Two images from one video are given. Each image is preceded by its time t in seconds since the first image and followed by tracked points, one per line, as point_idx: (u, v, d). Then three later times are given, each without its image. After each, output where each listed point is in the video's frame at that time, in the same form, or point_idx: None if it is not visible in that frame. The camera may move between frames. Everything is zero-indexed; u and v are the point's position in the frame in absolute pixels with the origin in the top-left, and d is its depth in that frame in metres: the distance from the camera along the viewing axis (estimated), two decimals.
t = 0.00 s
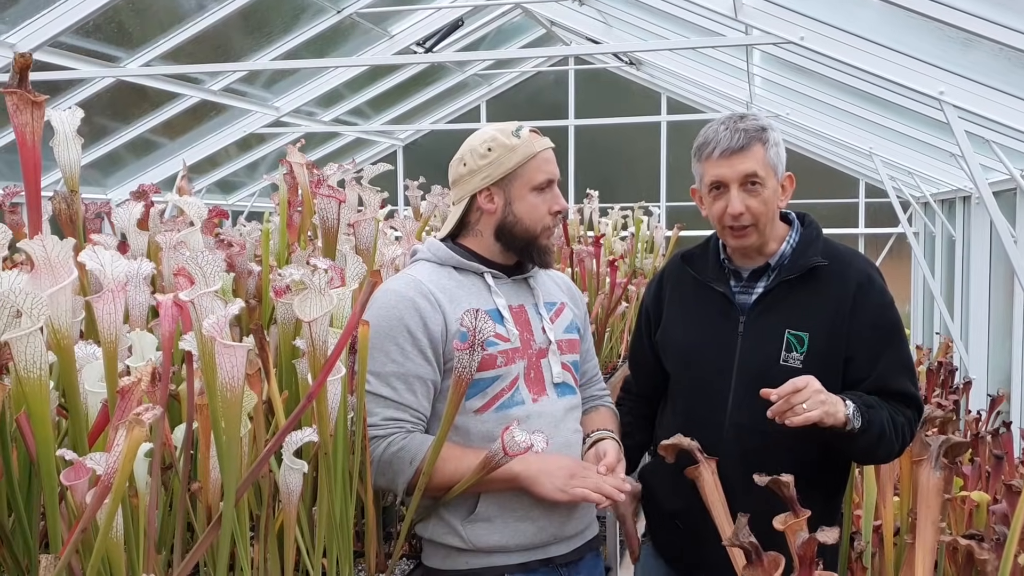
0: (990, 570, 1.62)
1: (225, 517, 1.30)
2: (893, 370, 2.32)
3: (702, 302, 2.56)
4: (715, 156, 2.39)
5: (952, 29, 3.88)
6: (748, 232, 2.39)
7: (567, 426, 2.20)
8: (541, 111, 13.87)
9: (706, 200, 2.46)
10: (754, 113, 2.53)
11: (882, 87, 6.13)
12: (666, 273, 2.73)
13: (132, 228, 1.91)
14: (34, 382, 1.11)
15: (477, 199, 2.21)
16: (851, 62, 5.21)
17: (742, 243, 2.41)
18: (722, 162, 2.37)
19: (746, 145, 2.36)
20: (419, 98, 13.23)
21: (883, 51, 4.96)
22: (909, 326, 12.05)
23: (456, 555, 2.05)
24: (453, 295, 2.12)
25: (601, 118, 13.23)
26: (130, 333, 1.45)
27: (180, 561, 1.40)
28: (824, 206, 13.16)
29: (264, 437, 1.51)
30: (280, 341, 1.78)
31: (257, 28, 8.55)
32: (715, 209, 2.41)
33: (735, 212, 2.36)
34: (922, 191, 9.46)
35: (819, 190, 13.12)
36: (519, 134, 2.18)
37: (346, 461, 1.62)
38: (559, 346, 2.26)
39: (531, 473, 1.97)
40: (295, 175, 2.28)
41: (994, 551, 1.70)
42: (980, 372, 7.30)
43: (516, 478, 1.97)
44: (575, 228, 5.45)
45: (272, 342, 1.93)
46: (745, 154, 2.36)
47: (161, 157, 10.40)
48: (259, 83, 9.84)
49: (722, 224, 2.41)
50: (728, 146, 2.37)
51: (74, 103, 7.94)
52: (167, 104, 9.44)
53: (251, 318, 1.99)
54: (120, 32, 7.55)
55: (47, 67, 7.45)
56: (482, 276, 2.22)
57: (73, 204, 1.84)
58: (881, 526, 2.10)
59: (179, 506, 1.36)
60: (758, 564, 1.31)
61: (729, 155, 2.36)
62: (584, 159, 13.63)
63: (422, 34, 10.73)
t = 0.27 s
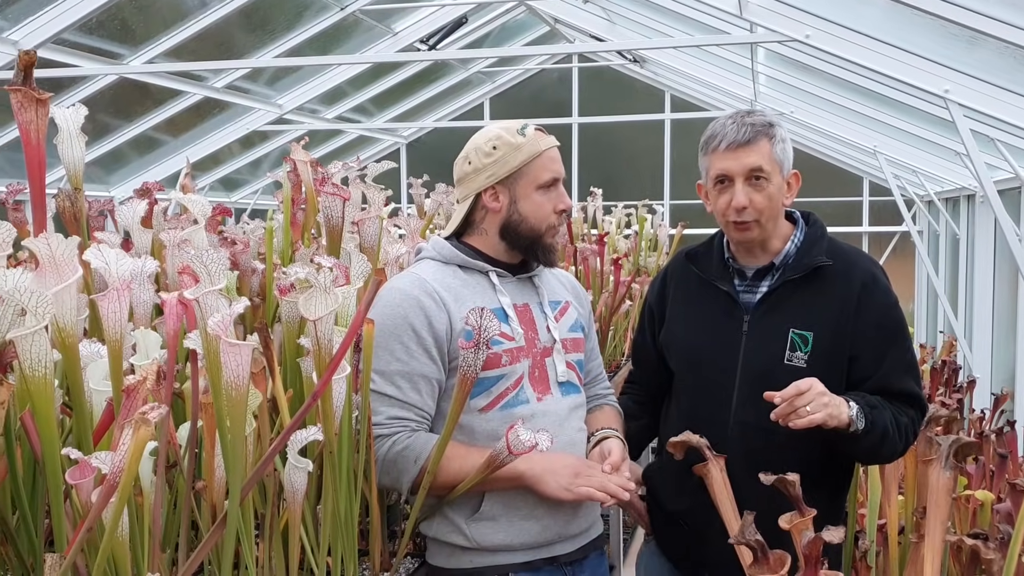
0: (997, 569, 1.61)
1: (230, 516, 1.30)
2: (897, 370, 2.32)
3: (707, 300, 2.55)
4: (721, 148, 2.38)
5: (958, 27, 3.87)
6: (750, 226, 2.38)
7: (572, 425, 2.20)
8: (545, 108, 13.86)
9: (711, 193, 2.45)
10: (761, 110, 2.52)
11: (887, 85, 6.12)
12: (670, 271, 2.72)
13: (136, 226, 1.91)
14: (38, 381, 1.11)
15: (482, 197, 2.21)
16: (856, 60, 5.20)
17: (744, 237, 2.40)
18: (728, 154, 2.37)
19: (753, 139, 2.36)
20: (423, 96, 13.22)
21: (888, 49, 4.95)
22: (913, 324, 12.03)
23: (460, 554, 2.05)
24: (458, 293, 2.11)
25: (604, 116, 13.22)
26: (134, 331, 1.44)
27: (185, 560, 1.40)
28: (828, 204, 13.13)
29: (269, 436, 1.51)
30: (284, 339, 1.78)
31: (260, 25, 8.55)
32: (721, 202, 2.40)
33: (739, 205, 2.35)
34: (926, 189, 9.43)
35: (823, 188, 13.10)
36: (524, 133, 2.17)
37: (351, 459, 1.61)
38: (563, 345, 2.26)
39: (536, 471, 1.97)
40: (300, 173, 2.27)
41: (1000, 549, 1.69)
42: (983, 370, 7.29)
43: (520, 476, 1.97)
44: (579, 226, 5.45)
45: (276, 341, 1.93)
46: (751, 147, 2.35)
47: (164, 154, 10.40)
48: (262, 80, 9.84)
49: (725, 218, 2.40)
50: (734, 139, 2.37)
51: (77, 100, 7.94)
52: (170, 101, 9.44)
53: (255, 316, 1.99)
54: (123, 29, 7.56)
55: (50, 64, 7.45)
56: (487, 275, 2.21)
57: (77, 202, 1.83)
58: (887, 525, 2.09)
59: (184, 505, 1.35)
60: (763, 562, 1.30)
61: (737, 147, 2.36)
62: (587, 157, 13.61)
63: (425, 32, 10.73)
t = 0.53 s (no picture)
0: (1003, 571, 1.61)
1: (235, 516, 1.30)
2: (901, 371, 2.31)
3: (711, 300, 2.54)
4: (727, 146, 2.38)
5: (964, 26, 3.86)
6: (754, 224, 2.38)
7: (576, 425, 2.19)
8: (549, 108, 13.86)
9: (716, 190, 2.44)
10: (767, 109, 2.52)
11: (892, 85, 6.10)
12: (673, 270, 2.72)
13: (142, 226, 1.91)
14: (45, 380, 1.11)
15: (487, 197, 2.20)
16: (861, 60, 5.19)
17: (747, 235, 2.39)
18: (733, 152, 2.36)
19: (759, 137, 2.35)
20: (427, 96, 13.23)
21: (893, 48, 4.94)
22: (918, 324, 12.01)
23: (465, 554, 2.04)
24: (463, 294, 2.11)
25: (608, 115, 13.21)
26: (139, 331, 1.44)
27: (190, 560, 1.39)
28: (833, 204, 13.11)
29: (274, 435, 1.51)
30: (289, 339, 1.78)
31: (265, 25, 8.56)
32: (725, 199, 2.40)
33: (743, 203, 2.35)
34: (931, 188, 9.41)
35: (828, 188, 13.07)
36: (529, 133, 2.17)
37: (355, 459, 1.61)
38: (568, 345, 2.26)
39: (541, 472, 1.97)
40: (304, 173, 2.28)
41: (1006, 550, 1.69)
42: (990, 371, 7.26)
43: (525, 477, 1.97)
44: (583, 225, 5.44)
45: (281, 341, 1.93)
46: (757, 145, 2.35)
47: (169, 154, 10.42)
48: (266, 80, 9.85)
49: (729, 215, 2.40)
50: (740, 136, 2.36)
51: (82, 100, 7.95)
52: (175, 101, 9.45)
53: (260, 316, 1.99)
54: (128, 29, 7.57)
55: (56, 64, 7.47)
56: (492, 275, 2.21)
57: (82, 202, 1.84)
58: (892, 525, 2.09)
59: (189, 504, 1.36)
60: (768, 563, 1.30)
61: (743, 144, 2.35)
62: (591, 156, 13.61)
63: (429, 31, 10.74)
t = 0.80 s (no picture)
0: (1008, 571, 1.61)
1: (238, 514, 1.30)
2: (903, 370, 2.31)
3: (712, 299, 2.54)
4: (728, 143, 2.38)
5: (969, 23, 3.84)
6: (755, 222, 2.37)
7: (580, 423, 2.19)
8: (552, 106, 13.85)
9: (717, 187, 2.44)
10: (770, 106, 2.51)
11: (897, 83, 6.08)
12: (675, 269, 2.71)
13: (146, 224, 1.91)
14: (49, 378, 1.11)
15: (490, 195, 2.20)
16: (866, 57, 5.17)
17: (747, 232, 2.39)
18: (735, 149, 2.36)
19: (760, 134, 2.35)
20: (430, 94, 13.23)
21: (898, 46, 4.92)
22: (923, 322, 11.98)
23: (468, 553, 2.04)
24: (466, 293, 2.11)
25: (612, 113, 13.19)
26: (143, 330, 1.44)
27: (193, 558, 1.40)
28: (837, 202, 13.08)
29: (277, 434, 1.51)
30: (293, 338, 1.78)
31: (268, 23, 8.57)
32: (725, 197, 2.39)
33: (744, 200, 2.34)
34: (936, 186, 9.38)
35: (832, 186, 13.04)
36: (532, 130, 2.17)
37: (359, 457, 1.62)
38: (571, 344, 2.25)
39: (544, 470, 1.97)
40: (308, 172, 2.28)
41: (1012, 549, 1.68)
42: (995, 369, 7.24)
43: (529, 475, 1.97)
44: (587, 224, 5.43)
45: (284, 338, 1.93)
46: (758, 142, 2.34)
47: (173, 152, 10.43)
48: (270, 79, 9.85)
49: (729, 212, 2.39)
50: (742, 133, 2.36)
51: (86, 98, 7.96)
52: (179, 100, 9.46)
53: (264, 315, 1.99)
54: (132, 28, 7.58)
55: (60, 63, 7.48)
56: (496, 274, 2.21)
57: (86, 201, 1.84)
58: (896, 525, 2.08)
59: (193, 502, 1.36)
60: (770, 563, 1.30)
61: (744, 141, 2.35)
62: (595, 154, 13.59)
63: (432, 29, 10.74)
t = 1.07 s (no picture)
0: (1012, 569, 1.59)
1: (237, 512, 1.30)
2: (904, 367, 2.30)
3: (714, 296, 2.53)
4: (731, 137, 2.36)
5: (972, 19, 3.83)
6: (757, 217, 2.36)
7: (581, 421, 2.18)
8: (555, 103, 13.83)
9: (719, 183, 2.42)
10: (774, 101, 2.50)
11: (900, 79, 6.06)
12: (675, 266, 2.70)
13: (145, 222, 1.90)
14: (45, 374, 1.10)
15: (491, 191, 2.20)
16: (869, 53, 5.15)
17: (750, 228, 2.38)
18: (738, 144, 2.35)
19: (763, 129, 2.33)
20: (432, 92, 13.22)
21: (900, 42, 4.91)
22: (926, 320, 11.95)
23: (469, 551, 2.04)
24: (466, 290, 2.10)
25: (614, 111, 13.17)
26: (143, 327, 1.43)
27: (192, 556, 1.39)
28: (840, 200, 13.05)
29: (277, 432, 1.50)
30: (293, 335, 1.77)
31: (270, 21, 8.56)
32: (728, 192, 2.38)
33: (746, 195, 2.33)
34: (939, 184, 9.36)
35: (835, 183, 13.02)
36: (533, 126, 2.16)
37: (359, 454, 1.61)
38: (572, 341, 2.24)
39: (546, 468, 1.96)
40: (308, 169, 2.27)
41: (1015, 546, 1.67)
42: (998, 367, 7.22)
43: (530, 473, 1.96)
44: (589, 221, 5.42)
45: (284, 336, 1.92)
46: (760, 137, 2.33)
47: (174, 150, 10.43)
48: (271, 76, 9.85)
49: (731, 208, 2.38)
50: (745, 128, 2.35)
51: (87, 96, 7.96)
52: (181, 97, 9.46)
53: (264, 312, 1.98)
54: (134, 25, 7.57)
55: (61, 60, 7.47)
56: (496, 271, 2.20)
57: (85, 197, 1.83)
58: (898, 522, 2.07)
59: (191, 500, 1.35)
60: (773, 561, 1.29)
61: (747, 136, 2.34)
62: (597, 152, 13.57)
63: (434, 27, 10.73)
